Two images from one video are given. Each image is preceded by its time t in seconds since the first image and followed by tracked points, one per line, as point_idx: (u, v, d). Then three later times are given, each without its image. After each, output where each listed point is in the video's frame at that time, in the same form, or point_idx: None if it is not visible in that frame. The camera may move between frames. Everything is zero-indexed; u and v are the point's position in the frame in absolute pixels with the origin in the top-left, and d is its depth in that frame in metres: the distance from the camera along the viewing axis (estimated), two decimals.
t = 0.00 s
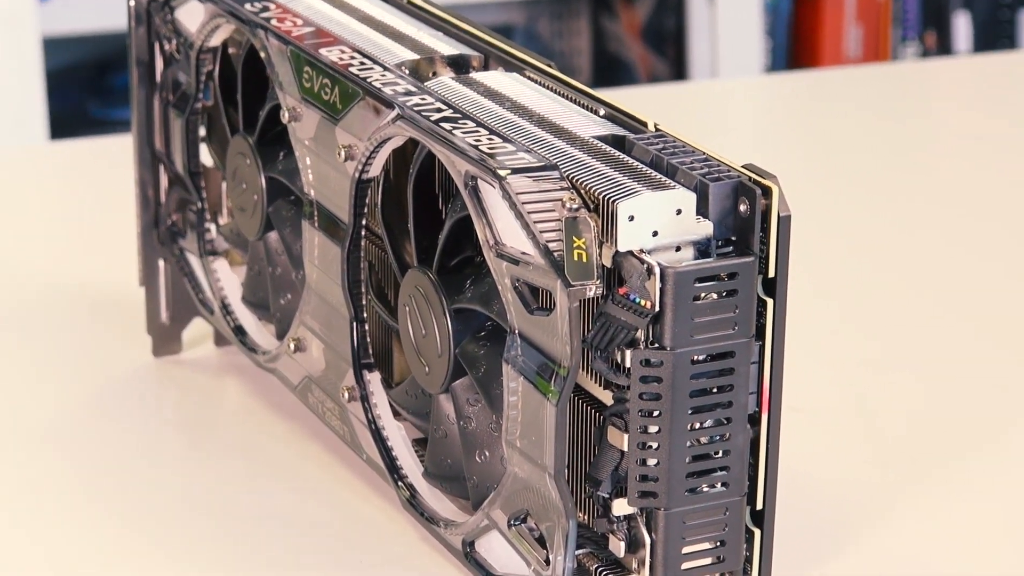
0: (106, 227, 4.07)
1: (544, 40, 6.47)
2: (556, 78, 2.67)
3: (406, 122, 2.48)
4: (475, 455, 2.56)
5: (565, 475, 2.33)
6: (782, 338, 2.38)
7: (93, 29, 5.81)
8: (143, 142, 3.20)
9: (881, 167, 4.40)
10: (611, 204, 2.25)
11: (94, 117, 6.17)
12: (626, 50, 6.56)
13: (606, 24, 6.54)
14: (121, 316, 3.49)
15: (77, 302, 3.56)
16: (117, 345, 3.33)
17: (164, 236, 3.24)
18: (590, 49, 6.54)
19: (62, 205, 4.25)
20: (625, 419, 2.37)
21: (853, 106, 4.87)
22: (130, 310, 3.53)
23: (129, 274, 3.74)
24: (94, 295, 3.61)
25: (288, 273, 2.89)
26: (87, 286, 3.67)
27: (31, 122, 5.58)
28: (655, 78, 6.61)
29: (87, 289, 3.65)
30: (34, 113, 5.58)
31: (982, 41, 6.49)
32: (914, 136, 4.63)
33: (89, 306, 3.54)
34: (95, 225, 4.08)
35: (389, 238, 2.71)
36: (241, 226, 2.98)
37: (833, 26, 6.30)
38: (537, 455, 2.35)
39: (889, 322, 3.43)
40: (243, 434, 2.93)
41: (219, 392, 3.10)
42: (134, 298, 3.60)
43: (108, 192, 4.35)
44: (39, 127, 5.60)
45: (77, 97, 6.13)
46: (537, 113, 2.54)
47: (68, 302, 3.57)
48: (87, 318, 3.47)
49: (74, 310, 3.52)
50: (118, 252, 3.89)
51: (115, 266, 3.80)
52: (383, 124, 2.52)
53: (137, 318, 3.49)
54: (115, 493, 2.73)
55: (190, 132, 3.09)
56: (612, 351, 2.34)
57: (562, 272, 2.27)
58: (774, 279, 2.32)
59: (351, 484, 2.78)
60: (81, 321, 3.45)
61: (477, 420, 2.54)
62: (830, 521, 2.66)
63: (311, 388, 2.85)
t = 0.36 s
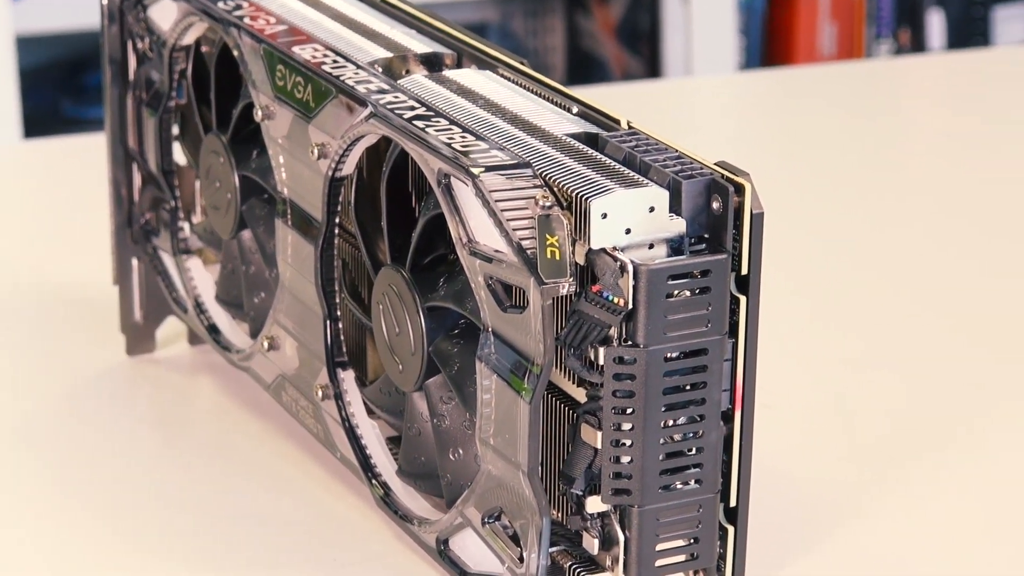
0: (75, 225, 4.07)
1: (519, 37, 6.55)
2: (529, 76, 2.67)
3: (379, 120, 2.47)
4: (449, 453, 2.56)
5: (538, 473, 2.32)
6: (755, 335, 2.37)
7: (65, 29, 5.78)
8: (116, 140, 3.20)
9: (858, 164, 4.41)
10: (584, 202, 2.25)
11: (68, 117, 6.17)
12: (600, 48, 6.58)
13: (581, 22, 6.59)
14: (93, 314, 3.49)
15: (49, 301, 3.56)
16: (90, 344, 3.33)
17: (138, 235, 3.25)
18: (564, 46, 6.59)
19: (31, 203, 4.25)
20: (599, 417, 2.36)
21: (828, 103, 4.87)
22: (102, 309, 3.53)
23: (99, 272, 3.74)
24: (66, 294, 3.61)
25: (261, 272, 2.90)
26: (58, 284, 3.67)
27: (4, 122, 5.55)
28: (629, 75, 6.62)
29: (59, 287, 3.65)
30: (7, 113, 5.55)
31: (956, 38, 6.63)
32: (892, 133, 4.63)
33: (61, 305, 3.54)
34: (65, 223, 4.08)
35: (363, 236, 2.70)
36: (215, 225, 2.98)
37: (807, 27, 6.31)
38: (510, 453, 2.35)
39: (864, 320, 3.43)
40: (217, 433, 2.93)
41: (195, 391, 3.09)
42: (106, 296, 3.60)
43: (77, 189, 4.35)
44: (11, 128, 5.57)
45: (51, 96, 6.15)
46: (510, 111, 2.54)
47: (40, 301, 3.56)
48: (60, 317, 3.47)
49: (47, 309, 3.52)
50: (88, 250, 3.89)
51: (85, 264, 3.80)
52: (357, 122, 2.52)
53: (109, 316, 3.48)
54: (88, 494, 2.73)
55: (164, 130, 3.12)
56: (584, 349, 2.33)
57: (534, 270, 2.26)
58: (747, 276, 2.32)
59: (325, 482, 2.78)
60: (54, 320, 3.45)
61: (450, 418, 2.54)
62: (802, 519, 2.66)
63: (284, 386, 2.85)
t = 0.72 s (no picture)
0: (43, 223, 4.06)
1: (493, 35, 6.51)
2: (500, 74, 2.67)
3: (350, 117, 2.47)
4: (421, 451, 2.56)
5: (511, 471, 2.32)
6: (727, 333, 2.36)
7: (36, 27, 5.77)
8: (88, 138, 3.21)
9: (835, 162, 4.41)
10: (554, 199, 2.24)
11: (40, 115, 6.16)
12: (573, 46, 6.58)
13: (554, 21, 6.59)
14: (64, 314, 3.48)
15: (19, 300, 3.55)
16: (62, 343, 3.32)
17: (110, 234, 3.25)
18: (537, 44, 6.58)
19: None
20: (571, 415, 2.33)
21: (804, 99, 4.88)
22: (72, 308, 3.52)
23: (67, 271, 3.74)
24: (36, 293, 3.60)
25: (234, 270, 2.91)
26: (27, 284, 3.66)
27: None
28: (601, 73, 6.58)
29: (29, 286, 3.64)
30: None
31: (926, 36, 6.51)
32: (870, 132, 4.63)
33: (32, 304, 3.53)
34: (32, 221, 4.07)
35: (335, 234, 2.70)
36: (187, 223, 2.99)
37: (779, 22, 6.27)
38: (481, 451, 2.35)
39: (838, 317, 3.44)
40: (191, 433, 2.93)
41: (168, 390, 3.09)
42: (76, 295, 3.59)
43: (44, 186, 4.35)
44: None
45: (23, 95, 6.12)
46: (481, 109, 2.54)
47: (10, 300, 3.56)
48: (32, 316, 3.46)
49: (18, 308, 3.51)
50: (57, 249, 3.88)
51: (53, 263, 3.79)
52: (328, 120, 2.52)
53: (81, 315, 3.48)
54: (63, 493, 2.72)
55: (135, 129, 3.14)
56: (556, 346, 2.31)
57: (506, 268, 2.26)
58: (718, 273, 2.31)
59: (299, 481, 2.78)
60: (25, 320, 3.44)
61: (423, 416, 2.53)
62: (773, 516, 2.66)
63: (257, 385, 2.86)
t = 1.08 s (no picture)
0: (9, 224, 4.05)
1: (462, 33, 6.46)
2: (470, 72, 2.67)
3: (319, 116, 2.47)
4: (392, 450, 2.56)
5: (481, 470, 2.32)
6: (696, 330, 2.35)
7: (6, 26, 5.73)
8: (57, 137, 3.21)
9: (810, 160, 4.42)
10: (524, 198, 2.24)
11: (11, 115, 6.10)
12: (544, 45, 6.55)
13: (524, 19, 6.54)
14: (33, 314, 3.48)
15: None
16: (32, 344, 3.32)
17: (79, 233, 3.25)
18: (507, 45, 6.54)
19: None
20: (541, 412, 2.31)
21: (778, 97, 4.89)
22: (41, 308, 3.51)
23: (34, 272, 3.73)
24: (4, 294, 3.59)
25: (204, 269, 2.91)
26: None
27: None
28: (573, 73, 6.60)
29: None
30: None
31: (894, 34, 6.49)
32: (844, 129, 4.64)
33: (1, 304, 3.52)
34: None
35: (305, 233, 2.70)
36: (156, 222, 3.00)
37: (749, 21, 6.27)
38: (451, 449, 2.34)
39: (810, 315, 3.44)
40: (163, 433, 2.93)
41: (139, 390, 3.09)
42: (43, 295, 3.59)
43: (9, 186, 4.34)
44: None
45: None
46: (451, 108, 2.53)
47: None
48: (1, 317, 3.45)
49: None
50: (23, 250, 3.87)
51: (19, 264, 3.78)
52: (297, 119, 2.51)
53: (49, 315, 3.47)
54: (36, 494, 2.72)
55: (104, 129, 3.14)
56: (526, 345, 2.29)
57: (476, 267, 2.25)
58: (687, 271, 2.31)
59: (270, 480, 2.78)
60: None
61: (393, 415, 2.53)
62: (743, 514, 2.66)
63: (228, 384, 2.87)
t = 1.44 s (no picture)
0: None
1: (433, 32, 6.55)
2: (441, 71, 2.67)
3: (289, 115, 2.47)
4: (363, 449, 2.55)
5: (452, 468, 2.31)
6: (666, 327, 2.34)
7: None
8: (27, 137, 3.22)
9: (787, 159, 4.42)
10: (494, 196, 2.23)
11: None
12: (516, 44, 6.54)
13: (496, 18, 6.56)
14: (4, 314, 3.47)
15: None
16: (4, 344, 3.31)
17: (50, 233, 3.25)
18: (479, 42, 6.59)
19: None
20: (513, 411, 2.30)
21: (756, 95, 4.89)
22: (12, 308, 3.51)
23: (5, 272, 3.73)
24: None
25: (175, 269, 2.91)
26: None
27: None
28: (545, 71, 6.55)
29: None
30: None
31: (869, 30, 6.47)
32: (821, 127, 4.65)
33: None
34: None
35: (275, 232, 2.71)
36: (127, 222, 3.00)
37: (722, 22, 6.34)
38: (420, 447, 2.34)
39: (784, 314, 3.45)
40: (136, 433, 2.93)
41: (111, 390, 3.09)
42: (15, 295, 3.58)
43: None
44: None
45: None
46: (421, 107, 2.53)
47: None
48: None
49: None
50: None
51: None
52: (268, 119, 2.51)
53: (21, 315, 3.47)
54: (11, 494, 2.72)
55: (74, 128, 3.15)
56: (496, 344, 2.28)
57: (446, 265, 2.24)
58: (658, 270, 2.29)
59: (243, 480, 2.78)
60: None
61: (364, 414, 2.52)
62: (714, 512, 2.66)
63: (199, 384, 2.87)
